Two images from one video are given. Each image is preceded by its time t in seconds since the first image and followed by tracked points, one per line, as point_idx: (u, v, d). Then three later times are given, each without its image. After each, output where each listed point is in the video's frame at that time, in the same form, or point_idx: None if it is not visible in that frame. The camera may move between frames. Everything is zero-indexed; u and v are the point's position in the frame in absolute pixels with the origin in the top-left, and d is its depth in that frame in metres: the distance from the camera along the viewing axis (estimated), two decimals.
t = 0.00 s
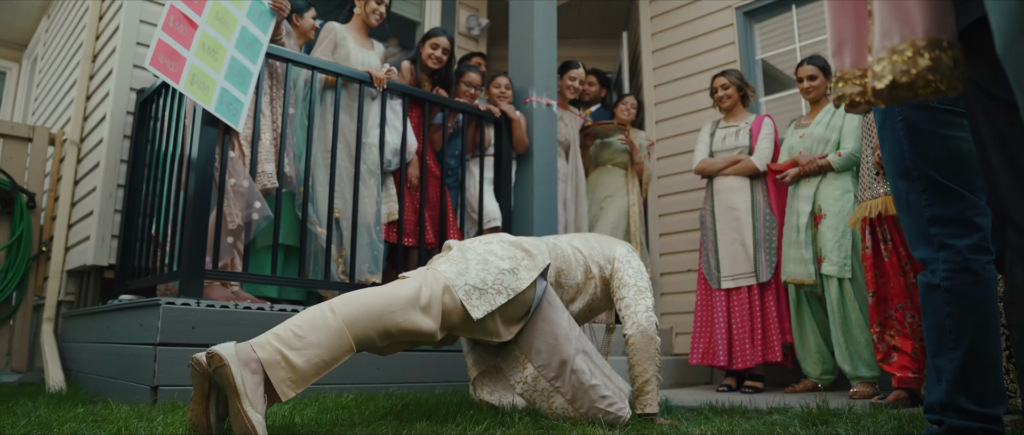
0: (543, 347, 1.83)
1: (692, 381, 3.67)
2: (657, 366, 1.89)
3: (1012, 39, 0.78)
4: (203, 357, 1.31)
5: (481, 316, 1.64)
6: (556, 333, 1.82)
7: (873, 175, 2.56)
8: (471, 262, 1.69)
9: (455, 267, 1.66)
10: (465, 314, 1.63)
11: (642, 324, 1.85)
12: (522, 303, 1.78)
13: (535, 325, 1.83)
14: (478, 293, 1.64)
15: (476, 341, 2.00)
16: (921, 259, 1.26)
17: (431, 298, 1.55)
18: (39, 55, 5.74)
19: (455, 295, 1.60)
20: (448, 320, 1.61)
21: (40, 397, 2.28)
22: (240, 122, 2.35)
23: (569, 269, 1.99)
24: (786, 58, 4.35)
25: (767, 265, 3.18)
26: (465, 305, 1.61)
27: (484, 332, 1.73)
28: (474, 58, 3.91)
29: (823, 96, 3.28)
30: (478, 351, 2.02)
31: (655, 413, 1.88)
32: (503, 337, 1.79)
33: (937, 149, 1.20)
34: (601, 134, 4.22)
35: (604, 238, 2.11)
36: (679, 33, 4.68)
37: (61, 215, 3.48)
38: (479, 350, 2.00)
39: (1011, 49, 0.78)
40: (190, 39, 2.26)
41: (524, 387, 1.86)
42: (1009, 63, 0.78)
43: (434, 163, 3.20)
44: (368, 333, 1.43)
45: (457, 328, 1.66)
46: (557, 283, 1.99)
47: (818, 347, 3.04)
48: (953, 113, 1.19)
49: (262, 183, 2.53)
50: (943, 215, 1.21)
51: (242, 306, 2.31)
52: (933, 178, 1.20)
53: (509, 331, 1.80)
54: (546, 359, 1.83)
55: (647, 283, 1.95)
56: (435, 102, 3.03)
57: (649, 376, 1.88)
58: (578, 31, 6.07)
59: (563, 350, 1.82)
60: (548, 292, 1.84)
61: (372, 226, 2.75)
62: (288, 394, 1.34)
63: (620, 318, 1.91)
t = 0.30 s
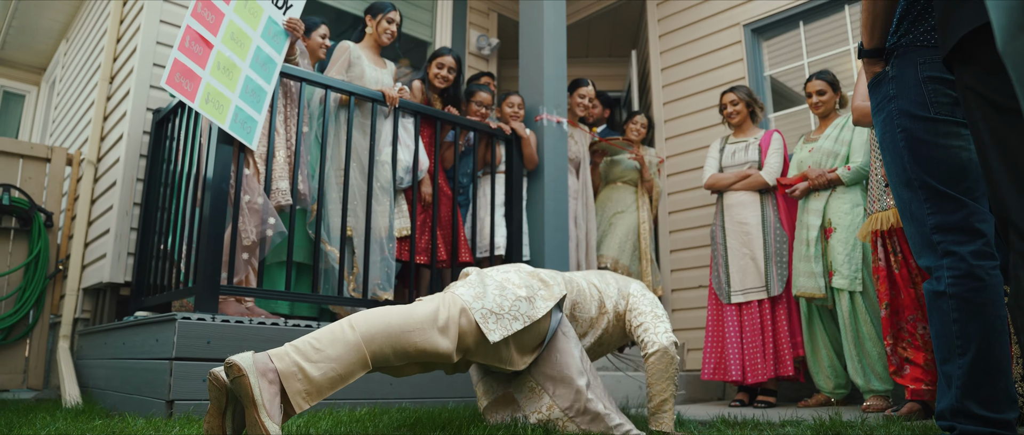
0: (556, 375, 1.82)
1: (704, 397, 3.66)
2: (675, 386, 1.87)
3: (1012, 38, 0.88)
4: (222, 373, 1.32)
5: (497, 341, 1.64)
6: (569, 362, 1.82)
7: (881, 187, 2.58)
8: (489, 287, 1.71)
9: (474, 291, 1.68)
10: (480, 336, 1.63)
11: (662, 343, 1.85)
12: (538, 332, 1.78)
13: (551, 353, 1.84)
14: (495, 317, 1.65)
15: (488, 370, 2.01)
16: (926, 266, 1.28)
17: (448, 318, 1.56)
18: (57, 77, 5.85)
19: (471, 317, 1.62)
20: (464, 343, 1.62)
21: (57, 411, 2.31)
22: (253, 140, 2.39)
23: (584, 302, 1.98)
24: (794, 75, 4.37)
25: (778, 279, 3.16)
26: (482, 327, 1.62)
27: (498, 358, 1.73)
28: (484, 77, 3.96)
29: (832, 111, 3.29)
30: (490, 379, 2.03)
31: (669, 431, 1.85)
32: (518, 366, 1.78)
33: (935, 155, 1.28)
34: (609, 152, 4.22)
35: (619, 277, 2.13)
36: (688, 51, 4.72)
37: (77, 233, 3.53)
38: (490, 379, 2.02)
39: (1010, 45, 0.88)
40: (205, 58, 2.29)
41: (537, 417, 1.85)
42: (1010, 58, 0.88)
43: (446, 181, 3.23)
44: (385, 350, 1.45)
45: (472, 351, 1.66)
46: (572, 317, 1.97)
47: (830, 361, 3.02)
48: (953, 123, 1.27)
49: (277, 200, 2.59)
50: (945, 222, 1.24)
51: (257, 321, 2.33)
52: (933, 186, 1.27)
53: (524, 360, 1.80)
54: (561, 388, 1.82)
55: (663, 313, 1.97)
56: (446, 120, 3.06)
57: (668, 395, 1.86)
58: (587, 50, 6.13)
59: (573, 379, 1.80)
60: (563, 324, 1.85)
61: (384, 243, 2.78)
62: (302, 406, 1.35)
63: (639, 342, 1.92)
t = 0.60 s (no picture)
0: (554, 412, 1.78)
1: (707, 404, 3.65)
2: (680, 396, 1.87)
3: (1010, 34, 0.90)
4: (229, 375, 1.35)
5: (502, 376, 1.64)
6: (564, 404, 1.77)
7: (883, 192, 2.59)
8: (498, 324, 1.73)
9: (483, 324, 1.70)
10: (486, 371, 1.64)
11: (670, 353, 1.86)
12: (542, 371, 1.78)
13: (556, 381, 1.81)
14: (502, 352, 1.66)
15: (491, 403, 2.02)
16: (925, 268, 1.28)
17: (455, 348, 1.56)
18: (62, 88, 5.89)
19: (478, 350, 1.62)
20: (469, 376, 1.61)
21: (62, 419, 2.31)
22: (258, 149, 2.40)
23: (590, 349, 1.98)
24: (795, 81, 4.38)
25: (780, 285, 3.18)
26: (488, 362, 1.62)
27: (500, 393, 1.73)
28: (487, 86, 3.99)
29: (833, 116, 3.30)
30: (493, 414, 2.03)
31: None
32: (518, 404, 1.78)
33: (932, 159, 1.28)
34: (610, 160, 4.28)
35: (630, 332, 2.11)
36: (689, 59, 4.74)
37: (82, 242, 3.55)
38: (492, 413, 2.03)
39: (1009, 41, 0.90)
40: (211, 67, 2.30)
41: None
42: (1008, 54, 0.90)
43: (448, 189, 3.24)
44: (390, 371, 1.45)
45: (476, 385, 1.66)
46: (578, 361, 1.98)
47: (834, 367, 3.02)
48: (949, 126, 1.28)
49: (280, 208, 2.57)
50: (943, 224, 1.25)
51: (261, 328, 2.34)
52: (930, 188, 1.28)
53: (527, 399, 1.80)
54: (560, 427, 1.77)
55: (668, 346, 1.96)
56: (449, 128, 3.07)
57: (672, 404, 1.85)
58: (588, 59, 6.15)
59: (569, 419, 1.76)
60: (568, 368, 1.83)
61: (387, 250, 2.79)
62: (304, 415, 1.35)
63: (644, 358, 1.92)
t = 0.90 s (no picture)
0: (561, 372, 1.84)
1: (708, 409, 3.66)
2: (674, 388, 1.89)
3: (978, 43, 0.88)
4: (234, 375, 1.36)
5: (501, 341, 1.66)
6: (575, 357, 1.84)
7: (880, 198, 2.61)
8: (491, 288, 1.73)
9: (476, 293, 1.70)
10: (485, 337, 1.66)
11: (659, 346, 1.86)
12: (541, 329, 1.80)
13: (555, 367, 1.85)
14: (498, 318, 1.67)
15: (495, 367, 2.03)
16: (919, 271, 1.30)
17: (453, 321, 1.59)
18: (65, 96, 5.93)
19: (475, 320, 1.64)
20: (469, 344, 1.64)
21: (64, 424, 2.33)
22: (261, 156, 2.43)
23: (586, 299, 1.99)
24: (794, 88, 4.41)
25: (780, 290, 3.21)
26: (486, 329, 1.64)
27: (504, 357, 1.75)
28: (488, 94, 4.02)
29: (832, 123, 3.33)
30: (499, 377, 2.05)
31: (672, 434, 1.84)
32: (523, 364, 1.80)
33: (923, 163, 1.31)
34: (610, 165, 4.34)
35: (619, 269, 2.13)
36: (689, 66, 4.77)
37: (84, 249, 3.56)
38: (499, 376, 2.04)
39: (977, 51, 0.88)
40: (215, 75, 2.33)
41: (541, 412, 1.87)
42: (976, 63, 0.88)
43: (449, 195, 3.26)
44: (392, 354, 1.48)
45: (478, 352, 1.68)
46: (574, 312, 1.98)
47: (833, 372, 3.03)
48: (941, 131, 1.30)
49: (283, 214, 2.59)
50: (935, 227, 1.27)
51: (264, 333, 2.37)
52: (924, 193, 1.30)
53: (529, 357, 1.82)
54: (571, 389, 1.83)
55: (663, 311, 1.97)
56: (449, 135, 3.10)
57: (666, 397, 1.87)
58: (589, 67, 6.19)
59: (578, 377, 1.82)
60: (566, 320, 1.86)
61: (388, 257, 2.80)
62: (312, 410, 1.37)
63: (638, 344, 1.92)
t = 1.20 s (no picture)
0: (560, 397, 1.82)
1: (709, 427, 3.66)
2: (676, 406, 1.91)
3: (940, 67, 0.81)
4: (237, 390, 1.38)
5: (501, 361, 1.68)
6: (572, 382, 1.83)
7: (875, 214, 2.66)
8: (492, 310, 1.76)
9: (477, 314, 1.72)
10: (485, 357, 1.67)
11: (663, 364, 1.88)
12: (540, 352, 1.81)
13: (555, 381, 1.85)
14: (499, 338, 1.69)
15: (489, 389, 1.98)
16: (912, 283, 1.33)
17: (454, 340, 1.61)
18: (70, 116, 5.99)
19: (476, 339, 1.66)
20: (469, 364, 1.65)
21: None
22: (269, 177, 2.46)
23: (585, 325, 2.01)
24: (791, 106, 4.45)
25: (779, 307, 3.21)
26: (487, 347, 1.66)
27: (502, 378, 1.76)
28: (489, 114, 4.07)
29: (829, 141, 3.37)
30: (493, 398, 1.98)
31: None
32: (520, 387, 1.80)
33: (913, 176, 1.34)
34: (609, 183, 4.42)
35: (619, 303, 2.17)
36: (687, 86, 4.83)
37: (87, 267, 3.59)
38: (492, 398, 1.97)
39: (941, 74, 0.81)
40: (225, 99, 2.36)
41: None
42: (940, 85, 0.81)
43: (451, 212, 3.30)
44: (393, 370, 1.50)
45: (478, 371, 1.70)
46: (573, 337, 2.00)
47: (833, 387, 3.04)
48: (931, 146, 1.34)
49: (285, 231, 2.64)
50: (927, 240, 1.31)
51: (266, 349, 2.38)
52: (914, 206, 1.33)
53: (527, 381, 1.82)
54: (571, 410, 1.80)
55: (661, 336, 2.02)
56: (450, 154, 3.14)
57: (668, 415, 1.89)
58: (588, 87, 6.25)
59: (578, 400, 1.80)
60: (565, 345, 1.88)
61: (390, 275, 2.81)
62: (315, 423, 1.38)
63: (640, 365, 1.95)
